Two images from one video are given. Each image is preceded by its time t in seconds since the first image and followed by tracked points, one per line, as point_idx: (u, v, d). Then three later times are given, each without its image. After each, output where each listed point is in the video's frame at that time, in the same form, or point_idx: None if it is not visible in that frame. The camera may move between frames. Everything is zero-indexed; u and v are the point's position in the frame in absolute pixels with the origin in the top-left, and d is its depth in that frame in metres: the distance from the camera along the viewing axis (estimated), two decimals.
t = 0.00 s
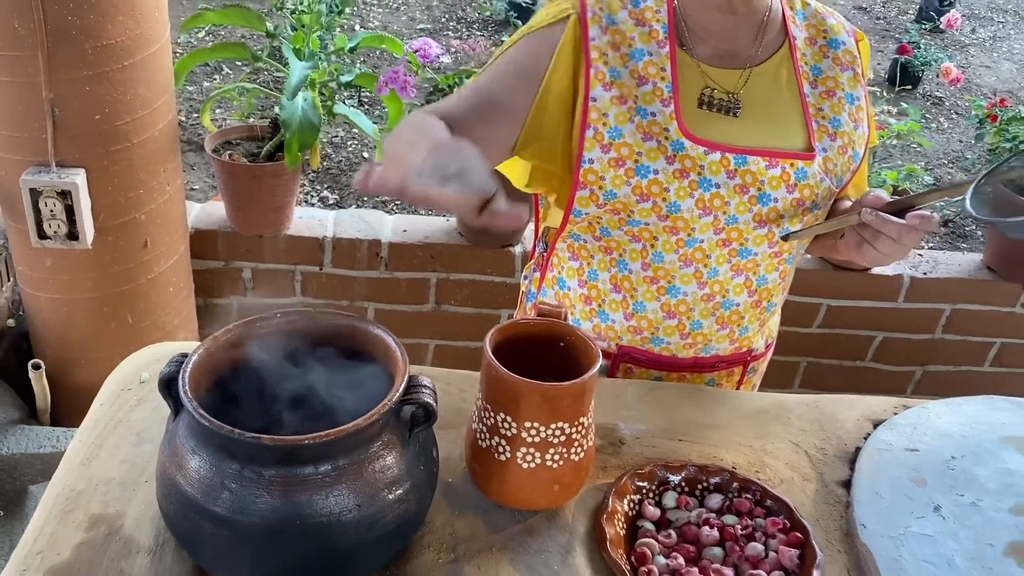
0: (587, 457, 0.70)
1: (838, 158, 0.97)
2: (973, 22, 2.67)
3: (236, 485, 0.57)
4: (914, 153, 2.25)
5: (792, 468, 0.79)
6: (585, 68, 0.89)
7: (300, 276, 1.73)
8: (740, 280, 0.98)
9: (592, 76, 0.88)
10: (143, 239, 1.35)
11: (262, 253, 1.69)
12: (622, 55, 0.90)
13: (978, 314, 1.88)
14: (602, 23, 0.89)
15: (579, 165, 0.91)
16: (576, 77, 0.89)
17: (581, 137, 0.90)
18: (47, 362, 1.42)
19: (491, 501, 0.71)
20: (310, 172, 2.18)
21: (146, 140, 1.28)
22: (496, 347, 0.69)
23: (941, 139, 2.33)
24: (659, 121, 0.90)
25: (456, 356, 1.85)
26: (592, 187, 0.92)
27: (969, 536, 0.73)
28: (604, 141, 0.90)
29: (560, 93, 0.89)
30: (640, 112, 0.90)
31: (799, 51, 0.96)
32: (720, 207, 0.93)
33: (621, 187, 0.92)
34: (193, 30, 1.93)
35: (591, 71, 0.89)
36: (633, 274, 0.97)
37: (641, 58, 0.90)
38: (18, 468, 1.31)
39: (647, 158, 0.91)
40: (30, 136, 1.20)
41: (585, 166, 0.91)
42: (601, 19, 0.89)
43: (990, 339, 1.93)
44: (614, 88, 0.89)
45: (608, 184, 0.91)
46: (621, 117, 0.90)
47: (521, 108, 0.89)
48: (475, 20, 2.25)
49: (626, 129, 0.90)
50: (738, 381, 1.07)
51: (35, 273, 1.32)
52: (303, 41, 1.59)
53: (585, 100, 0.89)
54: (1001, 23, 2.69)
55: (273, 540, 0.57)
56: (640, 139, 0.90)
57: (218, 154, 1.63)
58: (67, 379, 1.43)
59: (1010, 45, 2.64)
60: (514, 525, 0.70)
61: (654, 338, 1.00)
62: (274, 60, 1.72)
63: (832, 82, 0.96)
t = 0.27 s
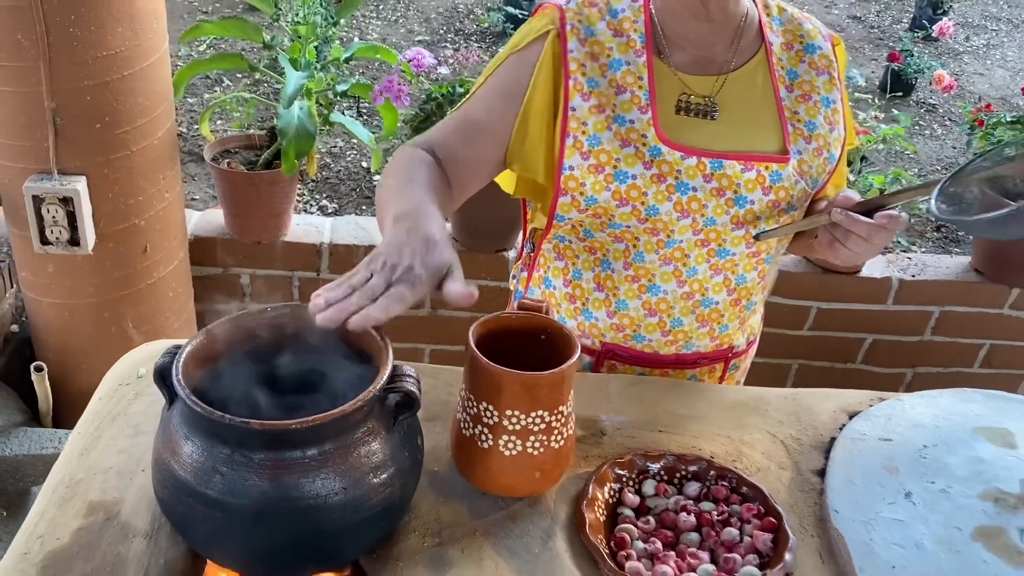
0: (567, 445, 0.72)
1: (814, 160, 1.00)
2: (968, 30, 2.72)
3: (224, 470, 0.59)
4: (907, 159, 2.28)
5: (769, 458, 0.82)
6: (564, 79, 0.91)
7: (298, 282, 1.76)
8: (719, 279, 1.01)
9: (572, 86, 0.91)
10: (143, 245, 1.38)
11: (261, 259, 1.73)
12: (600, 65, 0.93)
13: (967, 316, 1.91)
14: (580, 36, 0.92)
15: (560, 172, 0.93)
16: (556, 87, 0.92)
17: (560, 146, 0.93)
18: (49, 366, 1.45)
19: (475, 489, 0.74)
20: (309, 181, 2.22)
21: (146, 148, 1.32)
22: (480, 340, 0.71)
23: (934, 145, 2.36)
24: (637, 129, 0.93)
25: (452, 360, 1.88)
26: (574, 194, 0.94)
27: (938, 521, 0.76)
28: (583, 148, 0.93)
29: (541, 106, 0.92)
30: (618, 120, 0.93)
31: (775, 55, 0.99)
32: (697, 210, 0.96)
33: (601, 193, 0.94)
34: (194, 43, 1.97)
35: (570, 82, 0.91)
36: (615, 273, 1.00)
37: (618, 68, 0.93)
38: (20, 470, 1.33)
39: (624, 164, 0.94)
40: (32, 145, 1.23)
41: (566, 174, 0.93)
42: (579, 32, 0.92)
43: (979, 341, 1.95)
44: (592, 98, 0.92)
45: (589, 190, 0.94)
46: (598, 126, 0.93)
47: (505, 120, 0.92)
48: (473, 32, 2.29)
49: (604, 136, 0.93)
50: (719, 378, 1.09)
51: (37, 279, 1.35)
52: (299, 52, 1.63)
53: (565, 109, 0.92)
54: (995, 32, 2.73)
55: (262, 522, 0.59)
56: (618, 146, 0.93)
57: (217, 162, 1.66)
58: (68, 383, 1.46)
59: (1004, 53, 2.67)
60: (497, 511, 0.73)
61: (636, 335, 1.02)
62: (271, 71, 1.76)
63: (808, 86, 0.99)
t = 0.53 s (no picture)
0: (551, 434, 0.76)
1: (791, 161, 1.03)
2: (960, 41, 2.78)
3: (220, 453, 0.62)
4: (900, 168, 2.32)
5: (748, 447, 0.85)
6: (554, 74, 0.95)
7: (298, 289, 1.79)
8: (701, 277, 1.04)
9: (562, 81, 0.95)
10: (146, 252, 1.42)
11: (261, 267, 1.76)
12: (589, 62, 0.97)
13: (955, 319, 1.95)
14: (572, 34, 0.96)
15: (546, 164, 0.98)
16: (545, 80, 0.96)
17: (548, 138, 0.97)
18: (55, 371, 1.49)
19: (464, 477, 0.77)
20: (310, 192, 2.27)
21: (148, 158, 1.36)
22: (468, 334, 0.74)
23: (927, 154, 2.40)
24: (622, 126, 0.97)
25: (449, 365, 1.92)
26: (560, 185, 0.99)
27: (910, 506, 0.79)
28: (570, 142, 0.97)
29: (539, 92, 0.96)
30: (605, 116, 0.97)
31: (754, 62, 1.03)
32: (677, 206, 0.99)
33: (586, 185, 0.98)
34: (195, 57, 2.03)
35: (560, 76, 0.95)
36: (599, 272, 1.03)
37: (605, 68, 0.97)
38: (27, 472, 1.36)
39: (609, 159, 0.98)
40: (40, 155, 1.27)
41: (553, 166, 0.98)
42: (570, 30, 0.96)
43: (967, 344, 1.99)
44: (580, 93, 0.96)
45: (574, 182, 0.98)
46: (586, 120, 0.97)
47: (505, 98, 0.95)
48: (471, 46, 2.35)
49: (592, 131, 0.97)
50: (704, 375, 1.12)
51: (43, 285, 1.39)
52: (298, 65, 1.68)
53: (553, 103, 0.96)
54: (987, 42, 2.80)
55: (260, 504, 0.62)
56: (604, 141, 0.97)
57: (218, 173, 1.70)
58: (73, 388, 1.49)
59: (996, 63, 2.73)
60: (485, 498, 0.76)
61: (621, 332, 1.06)
62: (271, 84, 1.80)
63: (786, 91, 1.03)
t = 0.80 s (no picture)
0: (537, 425, 0.79)
1: (772, 165, 1.07)
2: (953, 52, 2.79)
3: (218, 441, 0.65)
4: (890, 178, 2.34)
5: (729, 440, 0.88)
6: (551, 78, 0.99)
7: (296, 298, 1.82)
8: (688, 278, 1.08)
9: (559, 82, 0.98)
10: (147, 262, 1.45)
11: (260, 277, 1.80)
12: (584, 67, 1.01)
13: (944, 323, 1.98)
14: (568, 40, 1.00)
15: (543, 163, 1.00)
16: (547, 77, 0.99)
17: (546, 139, 0.99)
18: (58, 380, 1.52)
19: (454, 468, 0.80)
20: (309, 205, 2.32)
21: (149, 170, 1.39)
22: (456, 330, 0.77)
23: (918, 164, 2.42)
24: (614, 129, 1.00)
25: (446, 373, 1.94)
26: (554, 184, 1.01)
27: (885, 493, 0.82)
28: (566, 143, 1.00)
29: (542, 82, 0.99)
30: (598, 120, 1.00)
31: (735, 70, 1.07)
32: (665, 208, 1.03)
33: (579, 185, 1.02)
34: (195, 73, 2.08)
35: (559, 77, 0.99)
36: (589, 273, 1.06)
37: (598, 73, 1.01)
38: (30, 478, 1.38)
39: (601, 161, 1.01)
40: (44, 167, 1.31)
41: (549, 165, 1.01)
42: (567, 35, 1.00)
43: (957, 348, 2.02)
44: (579, 93, 1.00)
45: (567, 182, 1.01)
46: (581, 122, 1.00)
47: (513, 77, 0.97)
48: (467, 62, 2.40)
49: (586, 132, 1.00)
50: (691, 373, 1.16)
51: (46, 295, 1.42)
52: (296, 79, 1.75)
53: (552, 103, 0.99)
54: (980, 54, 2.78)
55: (258, 489, 0.65)
56: (597, 143, 1.00)
57: (218, 185, 1.74)
58: (76, 396, 1.52)
59: (989, 73, 2.72)
60: (474, 488, 0.79)
61: (612, 332, 1.10)
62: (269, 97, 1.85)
63: (765, 98, 1.07)
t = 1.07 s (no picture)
0: (521, 426, 0.82)
1: (750, 177, 1.11)
2: (941, 69, 2.71)
3: (216, 441, 0.68)
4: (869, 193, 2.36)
5: (708, 441, 0.91)
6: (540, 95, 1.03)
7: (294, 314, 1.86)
8: (672, 286, 1.11)
9: (548, 99, 1.03)
10: (147, 278, 1.49)
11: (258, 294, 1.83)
12: (571, 84, 1.04)
13: (930, 334, 2.02)
14: (555, 60, 1.04)
15: (533, 176, 1.05)
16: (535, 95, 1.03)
17: (535, 154, 1.04)
18: (60, 394, 1.55)
19: (442, 468, 0.83)
20: (307, 223, 2.36)
21: (150, 189, 1.44)
22: (443, 336, 0.81)
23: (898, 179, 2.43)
24: (598, 145, 1.04)
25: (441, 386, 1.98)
26: (542, 198, 1.06)
27: (856, 489, 0.85)
28: (554, 158, 1.04)
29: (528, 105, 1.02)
30: (584, 136, 1.04)
31: (713, 87, 1.11)
32: (648, 220, 1.07)
33: (566, 199, 1.06)
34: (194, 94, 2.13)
35: (547, 94, 1.03)
36: (577, 284, 1.10)
37: (584, 90, 1.04)
38: (33, 490, 1.41)
39: (588, 176, 1.05)
40: (47, 187, 1.35)
41: (538, 178, 1.05)
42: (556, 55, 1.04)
43: (943, 358, 2.05)
44: (566, 110, 1.04)
45: (554, 196, 1.06)
46: (568, 138, 1.04)
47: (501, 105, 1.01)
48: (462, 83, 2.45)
49: (573, 148, 1.04)
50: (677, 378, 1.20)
51: (49, 311, 1.46)
52: (292, 100, 1.78)
53: (541, 119, 1.03)
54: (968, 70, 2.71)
55: (252, 486, 0.68)
56: (583, 158, 1.04)
57: (216, 204, 1.78)
58: (77, 410, 1.55)
59: (976, 90, 2.65)
60: (461, 487, 0.82)
61: (599, 340, 1.13)
62: (266, 119, 1.89)
63: (742, 113, 1.12)
